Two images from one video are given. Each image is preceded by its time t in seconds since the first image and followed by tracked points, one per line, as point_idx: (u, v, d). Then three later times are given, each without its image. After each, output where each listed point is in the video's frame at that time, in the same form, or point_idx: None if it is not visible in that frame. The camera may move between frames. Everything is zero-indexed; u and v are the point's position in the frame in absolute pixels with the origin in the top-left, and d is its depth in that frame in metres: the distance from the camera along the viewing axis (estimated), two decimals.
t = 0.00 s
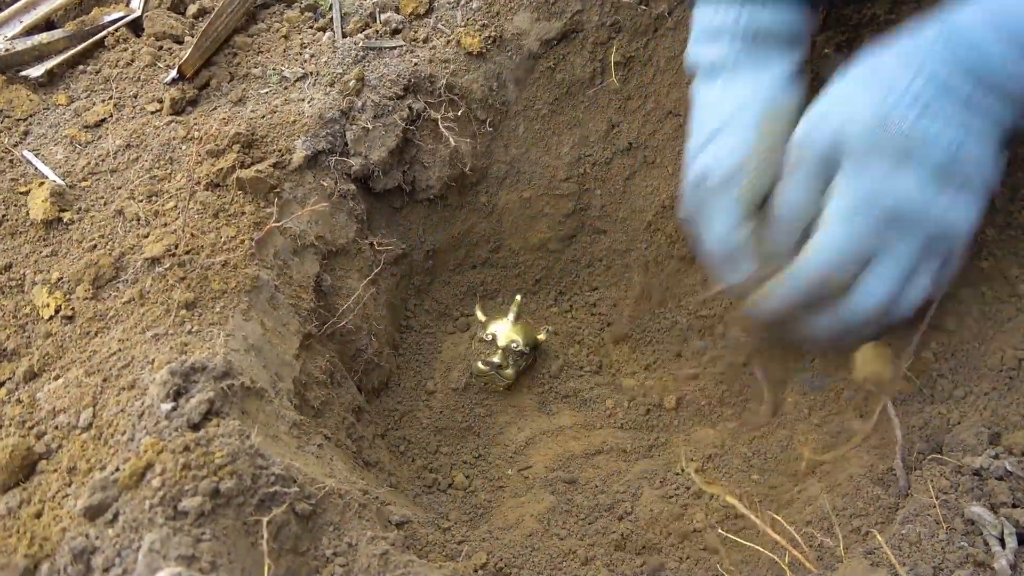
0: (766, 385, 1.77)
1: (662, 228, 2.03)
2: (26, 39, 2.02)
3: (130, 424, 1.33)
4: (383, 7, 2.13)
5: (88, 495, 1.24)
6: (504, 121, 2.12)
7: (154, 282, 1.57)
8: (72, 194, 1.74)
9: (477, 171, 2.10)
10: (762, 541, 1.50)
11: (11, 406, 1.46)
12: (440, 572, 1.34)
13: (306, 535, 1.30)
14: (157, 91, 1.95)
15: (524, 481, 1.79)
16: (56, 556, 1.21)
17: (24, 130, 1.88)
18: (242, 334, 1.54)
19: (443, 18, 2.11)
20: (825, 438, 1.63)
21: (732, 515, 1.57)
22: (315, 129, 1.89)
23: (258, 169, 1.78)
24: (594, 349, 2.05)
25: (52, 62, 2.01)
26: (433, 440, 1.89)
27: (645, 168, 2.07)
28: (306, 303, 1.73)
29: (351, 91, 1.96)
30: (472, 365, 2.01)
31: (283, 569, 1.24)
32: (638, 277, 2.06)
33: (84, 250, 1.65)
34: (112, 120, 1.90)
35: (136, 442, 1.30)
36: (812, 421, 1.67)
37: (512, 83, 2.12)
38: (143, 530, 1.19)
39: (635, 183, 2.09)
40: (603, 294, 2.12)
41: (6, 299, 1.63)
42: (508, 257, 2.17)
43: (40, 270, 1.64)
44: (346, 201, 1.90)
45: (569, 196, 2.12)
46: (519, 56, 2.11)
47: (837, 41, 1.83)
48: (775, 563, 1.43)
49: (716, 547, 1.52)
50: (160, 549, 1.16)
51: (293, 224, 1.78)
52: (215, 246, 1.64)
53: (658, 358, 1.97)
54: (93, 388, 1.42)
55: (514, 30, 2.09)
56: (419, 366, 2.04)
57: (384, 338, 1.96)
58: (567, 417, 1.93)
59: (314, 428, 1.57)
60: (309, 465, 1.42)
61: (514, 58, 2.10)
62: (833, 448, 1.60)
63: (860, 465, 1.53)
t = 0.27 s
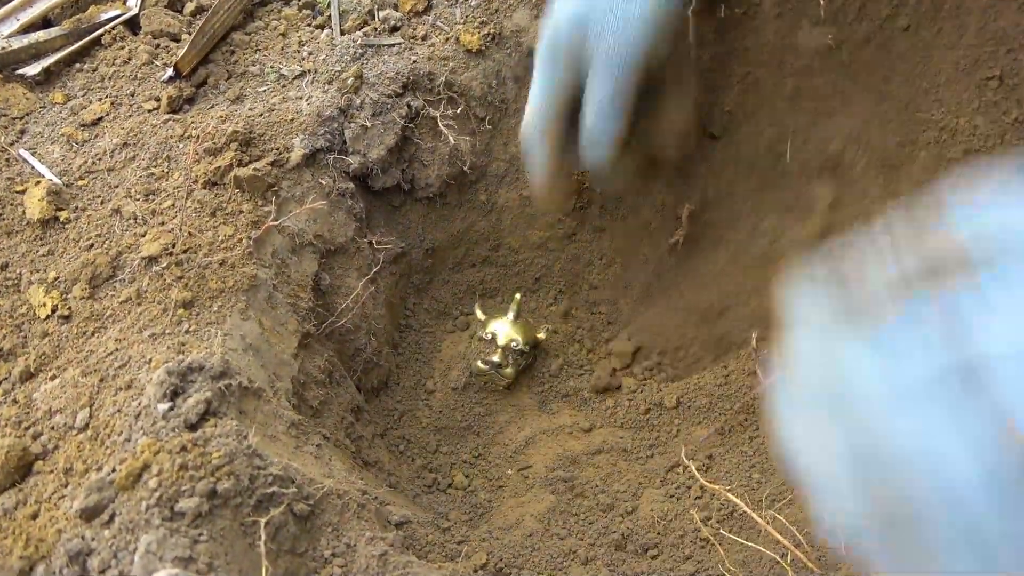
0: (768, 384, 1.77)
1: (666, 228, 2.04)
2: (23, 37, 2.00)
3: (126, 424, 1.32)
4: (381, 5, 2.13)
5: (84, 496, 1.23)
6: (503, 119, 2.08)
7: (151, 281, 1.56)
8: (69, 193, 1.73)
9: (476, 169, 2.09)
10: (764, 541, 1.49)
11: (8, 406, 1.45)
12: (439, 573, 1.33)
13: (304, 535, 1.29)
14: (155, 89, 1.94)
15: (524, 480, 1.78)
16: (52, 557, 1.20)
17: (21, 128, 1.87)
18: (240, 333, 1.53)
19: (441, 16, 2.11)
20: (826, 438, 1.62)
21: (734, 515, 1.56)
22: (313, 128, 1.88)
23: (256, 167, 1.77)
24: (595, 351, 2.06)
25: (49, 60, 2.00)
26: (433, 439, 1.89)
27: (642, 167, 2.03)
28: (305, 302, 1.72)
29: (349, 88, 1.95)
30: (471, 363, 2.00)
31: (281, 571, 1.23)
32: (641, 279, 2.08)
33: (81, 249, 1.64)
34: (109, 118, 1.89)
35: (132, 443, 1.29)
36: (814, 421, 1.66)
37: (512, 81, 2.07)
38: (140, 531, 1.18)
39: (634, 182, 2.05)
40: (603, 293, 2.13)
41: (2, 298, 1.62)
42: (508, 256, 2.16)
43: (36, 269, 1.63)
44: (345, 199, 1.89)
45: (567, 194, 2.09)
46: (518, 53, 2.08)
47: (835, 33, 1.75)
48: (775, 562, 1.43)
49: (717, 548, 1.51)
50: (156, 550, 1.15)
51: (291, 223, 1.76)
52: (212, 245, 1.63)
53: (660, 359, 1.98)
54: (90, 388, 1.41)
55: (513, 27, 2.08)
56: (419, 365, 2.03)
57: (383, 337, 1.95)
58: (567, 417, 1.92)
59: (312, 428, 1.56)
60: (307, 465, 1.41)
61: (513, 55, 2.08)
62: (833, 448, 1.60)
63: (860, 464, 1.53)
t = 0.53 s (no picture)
0: (763, 380, 1.75)
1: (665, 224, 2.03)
2: (19, 36, 2.00)
3: (123, 423, 1.32)
4: (380, 3, 2.13)
5: (80, 496, 1.23)
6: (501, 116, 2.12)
7: (148, 280, 1.56)
8: (65, 192, 1.72)
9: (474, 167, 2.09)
10: (763, 541, 1.48)
11: (3, 406, 1.44)
12: (437, 572, 1.32)
13: (302, 535, 1.29)
14: (152, 88, 1.93)
15: (522, 479, 1.77)
16: (47, 558, 1.20)
17: (16, 128, 1.86)
18: (237, 332, 1.52)
19: (439, 14, 2.10)
20: (825, 436, 1.62)
21: (733, 514, 1.56)
22: (310, 126, 1.87)
23: (253, 166, 1.76)
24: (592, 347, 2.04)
25: (46, 59, 1.99)
26: (430, 438, 1.88)
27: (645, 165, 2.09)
28: (302, 301, 1.71)
29: (347, 87, 1.95)
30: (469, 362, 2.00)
31: (278, 570, 1.23)
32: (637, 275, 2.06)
33: (77, 248, 1.64)
34: (106, 117, 1.88)
35: (128, 443, 1.28)
36: (814, 419, 1.66)
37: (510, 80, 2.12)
38: (136, 531, 1.17)
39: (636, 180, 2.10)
40: (604, 292, 2.10)
41: None
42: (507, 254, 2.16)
43: (33, 268, 1.63)
44: (343, 198, 1.89)
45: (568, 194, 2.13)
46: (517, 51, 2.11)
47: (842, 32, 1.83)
48: (775, 561, 1.41)
49: (716, 547, 1.50)
50: (152, 550, 1.14)
51: (289, 221, 1.76)
52: (209, 243, 1.62)
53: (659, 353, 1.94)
54: (86, 388, 1.41)
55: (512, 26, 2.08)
56: (417, 364, 2.03)
57: (381, 336, 1.95)
58: (565, 416, 1.91)
59: (310, 427, 1.55)
60: (305, 465, 1.40)
61: (511, 53, 2.09)
62: (833, 447, 1.59)
63: (860, 463, 1.51)
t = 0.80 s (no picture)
0: (765, 380, 1.75)
1: (666, 222, 2.03)
2: (19, 36, 2.00)
3: (124, 424, 1.32)
4: (380, 3, 2.13)
5: (82, 497, 1.23)
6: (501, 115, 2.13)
7: (149, 280, 1.56)
8: (66, 193, 1.72)
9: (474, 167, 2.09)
10: (765, 540, 1.48)
11: (5, 407, 1.44)
12: (439, 572, 1.32)
13: (303, 535, 1.29)
14: (152, 88, 1.93)
15: (523, 478, 1.77)
16: (49, 559, 1.20)
17: (17, 128, 1.86)
18: (238, 332, 1.52)
19: (440, 14, 2.12)
20: (826, 435, 1.62)
21: (734, 514, 1.56)
22: (311, 126, 1.87)
23: (255, 166, 1.76)
24: (594, 346, 2.04)
25: (46, 60, 1.99)
26: (432, 438, 1.88)
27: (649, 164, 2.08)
28: (303, 301, 1.71)
29: (347, 87, 1.95)
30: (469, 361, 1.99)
31: (280, 571, 1.22)
32: (637, 273, 2.06)
33: (78, 249, 1.64)
34: (106, 117, 1.88)
35: (130, 443, 1.28)
36: (815, 418, 1.66)
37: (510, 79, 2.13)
38: (138, 532, 1.17)
39: (636, 178, 2.09)
40: (604, 292, 2.09)
41: None
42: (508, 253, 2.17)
43: (34, 269, 1.63)
44: (344, 198, 1.89)
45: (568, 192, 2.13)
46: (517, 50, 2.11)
47: (841, 32, 1.79)
48: (777, 561, 1.41)
49: (717, 547, 1.50)
50: (154, 551, 1.14)
51: (289, 221, 1.76)
52: (210, 244, 1.62)
53: (660, 351, 1.94)
54: (87, 388, 1.41)
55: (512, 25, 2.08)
56: (419, 363, 2.03)
57: (381, 336, 1.95)
58: (566, 415, 1.91)
59: (311, 427, 1.55)
60: (306, 465, 1.40)
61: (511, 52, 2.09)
62: (834, 445, 1.59)
63: (862, 462, 1.51)
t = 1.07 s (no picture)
0: (766, 380, 1.75)
1: (667, 221, 2.04)
2: (21, 35, 2.00)
3: (126, 423, 1.32)
4: (381, 3, 2.13)
5: (84, 496, 1.23)
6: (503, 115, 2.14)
7: (151, 280, 1.56)
8: (68, 192, 1.72)
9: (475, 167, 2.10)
10: (766, 539, 1.48)
11: (7, 406, 1.44)
12: (440, 571, 1.32)
13: (305, 534, 1.29)
14: (154, 88, 1.94)
15: (524, 478, 1.77)
16: (51, 557, 1.20)
17: (19, 127, 1.86)
18: (239, 331, 1.52)
19: (440, 13, 2.12)
20: (827, 434, 1.62)
21: (735, 513, 1.56)
22: (312, 126, 1.87)
23: (256, 166, 1.77)
24: (594, 345, 2.04)
25: (47, 59, 1.99)
26: (433, 438, 1.88)
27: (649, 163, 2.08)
28: (304, 301, 1.72)
29: (349, 87, 1.95)
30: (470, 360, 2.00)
31: (282, 570, 1.23)
32: (638, 273, 2.07)
33: (80, 248, 1.64)
34: (108, 117, 1.89)
35: (132, 443, 1.28)
36: (816, 417, 1.66)
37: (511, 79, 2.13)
38: (140, 531, 1.18)
39: (637, 178, 2.09)
40: (606, 292, 2.09)
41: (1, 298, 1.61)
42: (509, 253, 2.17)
43: (36, 269, 1.63)
44: (345, 198, 1.90)
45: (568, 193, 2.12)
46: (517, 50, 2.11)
47: (841, 32, 1.80)
48: (777, 560, 1.41)
49: (718, 546, 1.50)
50: (156, 549, 1.15)
51: (290, 221, 1.76)
52: (211, 243, 1.62)
53: (661, 351, 1.94)
54: (89, 387, 1.41)
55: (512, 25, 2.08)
56: (419, 362, 2.03)
57: (382, 336, 1.95)
58: (567, 415, 1.91)
59: (312, 427, 1.56)
60: (307, 464, 1.40)
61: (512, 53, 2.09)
62: (835, 445, 1.59)
63: (863, 461, 1.51)
